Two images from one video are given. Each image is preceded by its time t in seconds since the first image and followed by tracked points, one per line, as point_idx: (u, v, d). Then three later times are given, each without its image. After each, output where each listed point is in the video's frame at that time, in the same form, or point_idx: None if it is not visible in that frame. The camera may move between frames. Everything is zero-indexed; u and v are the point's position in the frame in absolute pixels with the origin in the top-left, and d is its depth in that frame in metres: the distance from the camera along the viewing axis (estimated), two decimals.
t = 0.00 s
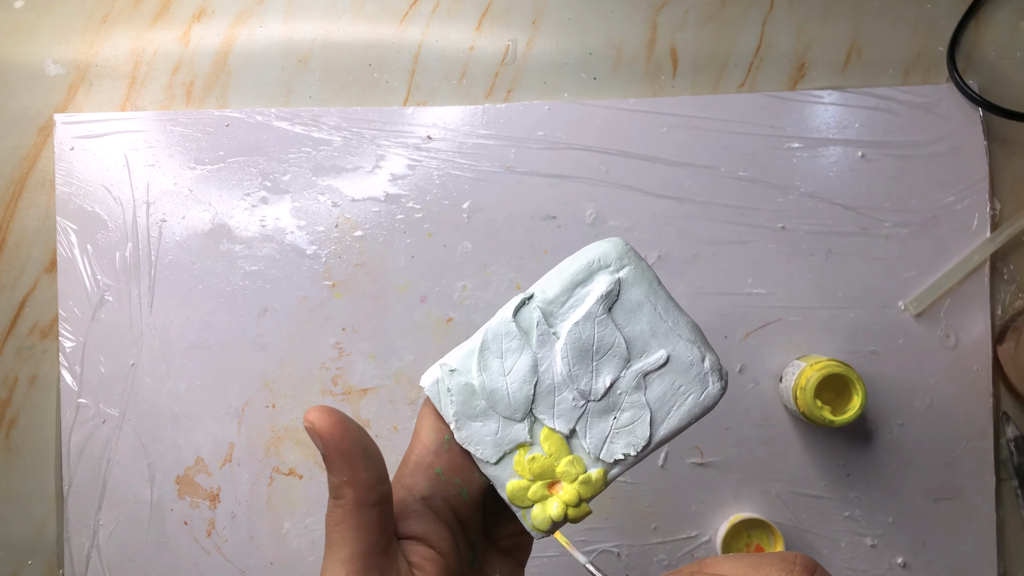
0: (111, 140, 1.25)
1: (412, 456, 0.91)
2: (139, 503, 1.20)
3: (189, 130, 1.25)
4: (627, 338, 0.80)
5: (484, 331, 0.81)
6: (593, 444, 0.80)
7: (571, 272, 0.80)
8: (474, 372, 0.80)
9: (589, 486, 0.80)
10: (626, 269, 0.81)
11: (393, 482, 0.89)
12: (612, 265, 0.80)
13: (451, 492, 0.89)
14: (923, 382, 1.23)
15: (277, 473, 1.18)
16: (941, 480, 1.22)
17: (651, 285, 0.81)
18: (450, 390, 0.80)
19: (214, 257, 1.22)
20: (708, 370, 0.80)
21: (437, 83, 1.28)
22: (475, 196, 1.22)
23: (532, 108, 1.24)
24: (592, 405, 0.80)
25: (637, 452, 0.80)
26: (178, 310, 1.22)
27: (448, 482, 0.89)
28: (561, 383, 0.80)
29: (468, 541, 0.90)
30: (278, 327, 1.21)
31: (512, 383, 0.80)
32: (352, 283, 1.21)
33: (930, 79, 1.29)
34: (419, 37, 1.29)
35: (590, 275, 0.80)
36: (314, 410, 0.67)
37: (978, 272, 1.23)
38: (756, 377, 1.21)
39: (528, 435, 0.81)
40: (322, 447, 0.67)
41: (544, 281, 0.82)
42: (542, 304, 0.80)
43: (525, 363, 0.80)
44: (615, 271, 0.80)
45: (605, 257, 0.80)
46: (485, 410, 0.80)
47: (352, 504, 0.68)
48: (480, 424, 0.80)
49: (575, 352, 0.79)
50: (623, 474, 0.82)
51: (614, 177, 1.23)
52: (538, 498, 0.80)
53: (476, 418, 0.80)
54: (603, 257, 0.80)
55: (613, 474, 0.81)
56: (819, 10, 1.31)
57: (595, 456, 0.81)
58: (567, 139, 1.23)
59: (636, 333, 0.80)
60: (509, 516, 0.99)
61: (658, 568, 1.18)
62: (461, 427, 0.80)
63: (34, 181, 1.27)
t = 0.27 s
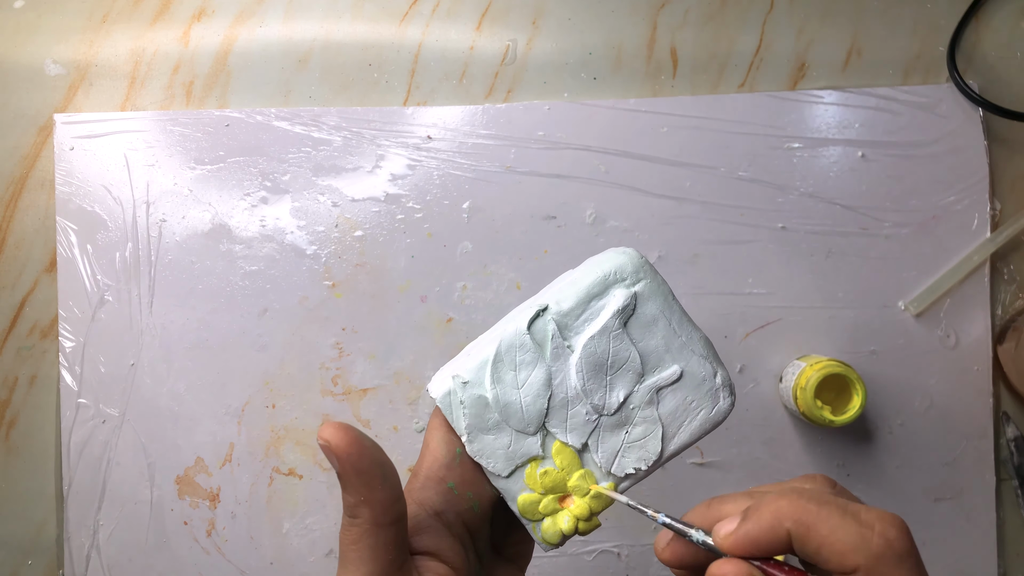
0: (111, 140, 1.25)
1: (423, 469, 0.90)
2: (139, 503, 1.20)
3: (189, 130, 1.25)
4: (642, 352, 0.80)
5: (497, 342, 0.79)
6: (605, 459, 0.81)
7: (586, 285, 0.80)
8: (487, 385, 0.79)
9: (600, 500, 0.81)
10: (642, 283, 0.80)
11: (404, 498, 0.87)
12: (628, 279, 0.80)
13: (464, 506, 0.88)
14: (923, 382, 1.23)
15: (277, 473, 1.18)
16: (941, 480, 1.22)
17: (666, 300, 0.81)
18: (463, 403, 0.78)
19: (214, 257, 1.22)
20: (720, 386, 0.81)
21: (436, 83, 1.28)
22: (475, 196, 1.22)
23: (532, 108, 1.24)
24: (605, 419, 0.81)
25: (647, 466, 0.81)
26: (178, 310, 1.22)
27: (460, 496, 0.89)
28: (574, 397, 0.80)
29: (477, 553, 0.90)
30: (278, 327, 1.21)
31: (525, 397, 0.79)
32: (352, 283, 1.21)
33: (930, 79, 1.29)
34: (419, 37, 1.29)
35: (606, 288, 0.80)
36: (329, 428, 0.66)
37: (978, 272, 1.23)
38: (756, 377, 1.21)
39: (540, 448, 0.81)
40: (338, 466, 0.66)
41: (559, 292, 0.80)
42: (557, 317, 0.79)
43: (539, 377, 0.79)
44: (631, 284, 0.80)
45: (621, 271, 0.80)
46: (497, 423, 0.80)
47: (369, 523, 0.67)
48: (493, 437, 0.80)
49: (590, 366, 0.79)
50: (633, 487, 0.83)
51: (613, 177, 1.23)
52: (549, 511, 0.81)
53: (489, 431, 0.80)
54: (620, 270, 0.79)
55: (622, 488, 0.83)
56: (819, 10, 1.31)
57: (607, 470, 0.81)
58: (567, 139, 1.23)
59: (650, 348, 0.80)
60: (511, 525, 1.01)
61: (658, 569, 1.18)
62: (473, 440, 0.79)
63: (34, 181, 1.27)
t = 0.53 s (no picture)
0: (111, 140, 1.25)
1: (426, 476, 0.90)
2: (139, 503, 1.20)
3: (189, 130, 1.25)
4: (645, 358, 0.80)
5: (500, 347, 0.79)
6: (607, 464, 0.81)
7: (590, 290, 0.80)
8: (490, 390, 0.79)
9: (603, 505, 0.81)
10: (646, 289, 0.80)
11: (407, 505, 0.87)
12: (632, 284, 0.80)
13: (467, 512, 0.88)
14: (923, 382, 1.23)
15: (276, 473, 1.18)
16: (941, 480, 1.22)
17: (669, 306, 0.81)
18: (467, 408, 0.78)
19: (214, 257, 1.22)
20: (723, 392, 0.81)
21: (436, 83, 1.28)
22: (475, 196, 1.22)
23: (532, 108, 1.24)
24: (608, 425, 0.81)
25: (650, 472, 0.81)
26: (178, 310, 1.22)
27: (463, 502, 0.89)
28: (577, 403, 0.80)
29: (479, 559, 0.90)
30: (277, 327, 1.21)
31: (529, 403, 0.79)
32: (352, 283, 1.21)
33: (930, 79, 1.29)
34: (419, 37, 1.29)
35: (610, 294, 0.80)
36: (332, 436, 0.64)
37: (978, 272, 1.23)
38: (756, 377, 1.21)
39: (543, 454, 0.81)
40: (343, 474, 0.65)
41: (562, 297, 0.80)
42: (561, 322, 0.79)
43: (542, 382, 0.79)
44: (635, 290, 0.80)
45: (625, 276, 0.80)
46: (500, 429, 0.80)
47: (373, 531, 0.66)
48: (496, 442, 0.80)
49: (593, 372, 0.79)
50: (635, 493, 0.83)
51: (613, 177, 1.23)
52: (551, 517, 0.81)
53: (492, 437, 0.79)
54: (624, 275, 0.80)
55: (625, 493, 0.83)
56: (819, 9, 1.31)
57: (609, 475, 0.81)
58: (567, 139, 1.23)
59: (654, 353, 0.80)
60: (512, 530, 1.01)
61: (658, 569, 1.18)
62: (476, 445, 0.79)
63: (34, 182, 1.27)
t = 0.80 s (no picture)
0: (111, 140, 1.25)
1: (427, 477, 0.90)
2: (140, 503, 1.20)
3: (189, 130, 1.25)
4: (646, 360, 0.80)
5: (501, 349, 0.79)
6: (609, 466, 0.81)
7: (591, 292, 0.80)
8: (492, 392, 0.79)
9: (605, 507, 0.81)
10: (647, 290, 0.80)
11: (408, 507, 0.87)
12: (633, 286, 0.80)
13: (469, 514, 0.88)
14: (923, 382, 1.23)
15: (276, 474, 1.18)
16: (941, 480, 1.22)
17: (670, 307, 0.81)
18: (468, 410, 0.78)
19: (214, 257, 1.22)
20: (724, 394, 0.81)
21: (436, 83, 1.28)
22: (475, 196, 1.22)
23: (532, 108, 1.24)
24: (609, 426, 0.81)
25: (651, 473, 0.81)
26: (178, 310, 1.22)
27: (465, 504, 0.89)
28: (579, 405, 0.80)
29: (481, 561, 0.90)
30: (277, 327, 1.21)
31: (530, 404, 0.79)
32: (352, 283, 1.21)
33: (930, 79, 1.29)
34: (419, 37, 1.29)
35: (611, 295, 0.80)
36: (335, 437, 0.65)
37: (978, 272, 1.23)
38: (756, 377, 1.21)
39: (544, 455, 0.81)
40: (345, 476, 0.65)
41: (564, 299, 0.80)
42: (562, 323, 0.79)
43: (543, 384, 0.79)
44: (636, 291, 0.80)
45: (626, 278, 0.80)
46: (502, 430, 0.80)
47: (375, 533, 0.66)
48: (497, 444, 0.80)
49: (594, 374, 0.79)
50: (636, 495, 0.83)
51: (613, 177, 1.23)
52: (553, 519, 0.81)
53: (494, 438, 0.80)
54: (625, 276, 0.80)
55: (626, 495, 0.83)
56: (819, 9, 1.31)
57: (611, 477, 0.81)
58: (567, 139, 1.23)
59: (655, 355, 0.80)
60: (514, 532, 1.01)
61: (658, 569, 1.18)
62: (478, 447, 0.79)
63: (34, 181, 1.27)
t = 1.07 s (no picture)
0: (111, 140, 1.25)
1: (431, 481, 0.90)
2: (140, 503, 1.20)
3: (189, 130, 1.25)
4: (651, 364, 0.80)
5: (506, 352, 0.79)
6: (612, 470, 0.81)
7: (596, 296, 0.80)
8: (496, 396, 0.79)
9: (608, 511, 0.81)
10: (652, 294, 0.80)
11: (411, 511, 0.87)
12: (638, 290, 0.80)
13: (472, 518, 0.89)
14: (923, 382, 1.23)
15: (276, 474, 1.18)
16: (940, 480, 1.22)
17: (675, 312, 0.81)
18: (472, 413, 0.78)
19: (214, 257, 1.22)
20: (728, 399, 0.81)
21: (436, 83, 1.28)
22: (475, 197, 1.22)
23: (532, 108, 1.24)
24: (613, 431, 0.81)
25: (655, 478, 0.81)
26: (178, 310, 1.22)
27: (468, 507, 0.89)
28: (583, 409, 0.80)
29: (484, 565, 0.89)
30: (277, 327, 1.21)
31: (534, 408, 0.79)
32: (352, 283, 1.21)
33: (930, 79, 1.29)
34: (419, 37, 1.29)
35: (616, 299, 0.80)
36: (337, 441, 0.64)
37: (978, 272, 1.24)
38: (756, 377, 1.21)
39: (548, 459, 0.81)
40: (348, 480, 0.65)
41: (568, 303, 0.80)
42: (566, 327, 0.79)
43: (547, 388, 0.80)
44: (641, 295, 0.80)
45: (631, 282, 0.80)
46: (505, 434, 0.80)
47: (378, 537, 0.66)
48: (501, 448, 0.80)
49: (598, 378, 0.79)
50: (639, 499, 0.83)
51: (613, 177, 1.23)
52: (556, 523, 0.81)
53: (497, 442, 0.80)
54: (630, 281, 0.80)
55: (630, 499, 0.83)
56: (819, 10, 1.31)
57: (614, 481, 0.82)
58: (567, 140, 1.23)
59: (659, 359, 0.80)
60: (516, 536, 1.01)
61: (658, 569, 1.18)
62: (481, 451, 0.79)
63: (34, 181, 1.27)
